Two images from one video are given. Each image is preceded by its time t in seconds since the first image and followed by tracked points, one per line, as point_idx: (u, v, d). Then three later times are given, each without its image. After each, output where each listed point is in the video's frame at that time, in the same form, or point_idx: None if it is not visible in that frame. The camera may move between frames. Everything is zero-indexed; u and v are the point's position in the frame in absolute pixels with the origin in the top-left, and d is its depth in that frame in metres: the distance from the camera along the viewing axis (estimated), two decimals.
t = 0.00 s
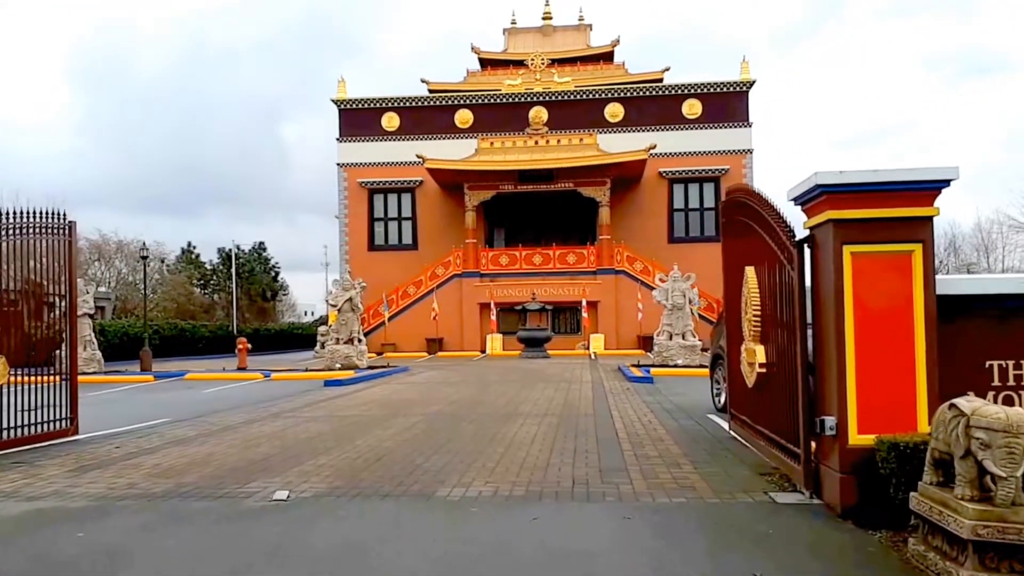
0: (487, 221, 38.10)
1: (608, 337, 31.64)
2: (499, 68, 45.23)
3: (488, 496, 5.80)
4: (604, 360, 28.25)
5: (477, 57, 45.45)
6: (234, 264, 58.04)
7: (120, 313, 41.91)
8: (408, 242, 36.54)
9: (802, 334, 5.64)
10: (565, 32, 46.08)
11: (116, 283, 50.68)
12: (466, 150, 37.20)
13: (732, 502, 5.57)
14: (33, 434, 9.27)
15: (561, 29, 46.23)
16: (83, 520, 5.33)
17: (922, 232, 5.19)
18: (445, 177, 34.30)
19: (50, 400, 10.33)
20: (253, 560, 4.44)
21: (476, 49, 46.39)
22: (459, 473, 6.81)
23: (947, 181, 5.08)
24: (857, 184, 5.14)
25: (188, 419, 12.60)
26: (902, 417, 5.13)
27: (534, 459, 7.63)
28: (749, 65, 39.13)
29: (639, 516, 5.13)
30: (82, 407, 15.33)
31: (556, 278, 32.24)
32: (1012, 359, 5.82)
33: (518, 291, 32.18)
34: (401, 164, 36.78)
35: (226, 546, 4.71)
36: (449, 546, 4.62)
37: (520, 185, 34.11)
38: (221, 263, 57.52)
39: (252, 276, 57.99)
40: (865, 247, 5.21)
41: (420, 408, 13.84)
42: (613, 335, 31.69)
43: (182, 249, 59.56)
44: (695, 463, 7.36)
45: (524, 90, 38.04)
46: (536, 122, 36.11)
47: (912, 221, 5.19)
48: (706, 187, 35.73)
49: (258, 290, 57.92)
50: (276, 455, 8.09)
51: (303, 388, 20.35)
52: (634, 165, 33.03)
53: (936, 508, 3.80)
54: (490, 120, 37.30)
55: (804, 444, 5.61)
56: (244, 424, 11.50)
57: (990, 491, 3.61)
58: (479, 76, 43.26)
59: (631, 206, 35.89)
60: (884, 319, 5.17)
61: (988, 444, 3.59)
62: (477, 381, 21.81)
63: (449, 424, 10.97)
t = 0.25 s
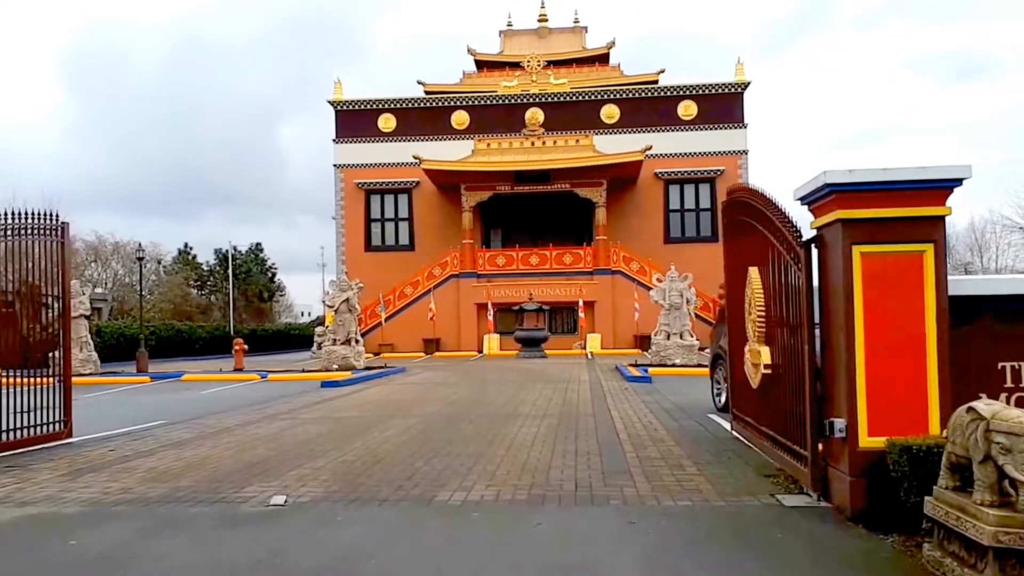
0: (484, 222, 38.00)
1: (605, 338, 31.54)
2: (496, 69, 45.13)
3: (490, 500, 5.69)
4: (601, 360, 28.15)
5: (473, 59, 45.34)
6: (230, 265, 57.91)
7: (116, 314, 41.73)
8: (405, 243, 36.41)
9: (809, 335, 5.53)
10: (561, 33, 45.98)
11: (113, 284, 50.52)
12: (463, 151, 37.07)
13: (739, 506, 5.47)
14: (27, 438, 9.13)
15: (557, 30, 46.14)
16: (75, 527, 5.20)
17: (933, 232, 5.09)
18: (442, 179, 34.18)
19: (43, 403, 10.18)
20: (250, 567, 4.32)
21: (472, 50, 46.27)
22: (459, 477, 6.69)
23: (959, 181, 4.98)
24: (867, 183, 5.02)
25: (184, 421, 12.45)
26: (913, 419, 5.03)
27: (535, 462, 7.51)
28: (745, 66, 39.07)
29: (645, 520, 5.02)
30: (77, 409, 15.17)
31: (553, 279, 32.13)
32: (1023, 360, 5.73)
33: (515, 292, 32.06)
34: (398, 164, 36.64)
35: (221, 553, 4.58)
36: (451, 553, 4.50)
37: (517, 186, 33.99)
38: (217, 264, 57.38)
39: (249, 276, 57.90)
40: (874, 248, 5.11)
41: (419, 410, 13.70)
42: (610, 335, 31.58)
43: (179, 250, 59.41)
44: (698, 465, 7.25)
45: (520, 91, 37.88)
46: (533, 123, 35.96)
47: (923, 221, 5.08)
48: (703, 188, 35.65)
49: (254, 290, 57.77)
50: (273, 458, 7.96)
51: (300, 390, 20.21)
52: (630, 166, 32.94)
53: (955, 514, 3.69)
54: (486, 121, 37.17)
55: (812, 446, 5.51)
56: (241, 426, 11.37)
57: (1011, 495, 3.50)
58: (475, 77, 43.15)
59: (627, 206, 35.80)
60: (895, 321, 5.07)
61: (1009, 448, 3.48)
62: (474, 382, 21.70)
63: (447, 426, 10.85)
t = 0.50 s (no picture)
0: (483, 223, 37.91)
1: (604, 338, 31.43)
2: (494, 71, 45.04)
3: (494, 505, 5.58)
4: (601, 361, 28.04)
5: (471, 61, 45.26)
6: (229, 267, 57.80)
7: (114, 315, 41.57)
8: (403, 244, 36.30)
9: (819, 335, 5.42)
10: (558, 36, 45.90)
11: (111, 285, 50.38)
12: (461, 152, 36.97)
13: (747, 510, 5.36)
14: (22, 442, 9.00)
15: (554, 33, 46.05)
16: (68, 535, 5.08)
17: (946, 232, 4.98)
18: (440, 180, 34.06)
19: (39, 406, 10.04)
20: None
21: (470, 53, 46.17)
22: (461, 481, 6.58)
23: (971, 179, 4.87)
24: (877, 182, 4.90)
25: (181, 424, 12.33)
26: (927, 422, 4.92)
27: (537, 465, 7.41)
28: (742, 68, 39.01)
29: (652, 526, 4.91)
30: (73, 412, 15.04)
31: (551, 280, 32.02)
32: None
33: (514, 293, 31.96)
34: (396, 166, 36.54)
35: (217, 561, 4.47)
36: (454, 559, 4.39)
37: (515, 187, 33.88)
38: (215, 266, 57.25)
39: (247, 278, 57.80)
40: (885, 247, 5.00)
41: (419, 412, 13.59)
42: (609, 336, 31.46)
43: (177, 252, 59.29)
44: (704, 468, 7.14)
45: (518, 93, 37.80)
46: (531, 125, 35.87)
47: (935, 220, 4.98)
48: (701, 189, 35.56)
49: (253, 292, 57.64)
50: (271, 462, 7.85)
51: (298, 392, 20.08)
52: (629, 167, 32.84)
53: (976, 520, 3.58)
54: (484, 123, 37.07)
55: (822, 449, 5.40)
56: (239, 429, 11.25)
57: None
58: (473, 79, 43.06)
59: (625, 208, 35.70)
60: (905, 323, 4.97)
61: None
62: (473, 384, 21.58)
63: (447, 429, 10.74)
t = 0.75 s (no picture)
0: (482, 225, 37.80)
1: (603, 340, 31.32)
2: (493, 74, 44.96)
3: (499, 510, 5.47)
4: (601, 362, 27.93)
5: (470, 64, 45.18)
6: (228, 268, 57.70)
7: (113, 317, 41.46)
8: (403, 246, 36.20)
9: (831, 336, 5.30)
10: (557, 39, 45.82)
11: (109, 287, 50.25)
12: (460, 154, 36.88)
13: (758, 515, 5.24)
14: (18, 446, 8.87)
15: (553, 36, 45.97)
16: (62, 542, 4.97)
17: (961, 230, 4.87)
18: (439, 182, 33.96)
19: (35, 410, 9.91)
20: None
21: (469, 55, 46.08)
22: (464, 485, 6.48)
23: (987, 177, 4.77)
24: (892, 179, 4.79)
25: (179, 427, 12.21)
26: (941, 425, 4.81)
27: (541, 469, 7.30)
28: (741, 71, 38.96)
29: (662, 532, 4.79)
30: (71, 414, 14.92)
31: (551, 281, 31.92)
32: None
33: (514, 294, 31.86)
34: (395, 168, 36.43)
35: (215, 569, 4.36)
36: (458, 567, 4.28)
37: (515, 189, 33.77)
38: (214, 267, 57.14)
39: (246, 279, 57.73)
40: (899, 246, 4.89)
41: (420, 415, 13.46)
42: (609, 337, 31.36)
43: (176, 254, 59.19)
44: (711, 471, 7.03)
45: (517, 95, 37.71)
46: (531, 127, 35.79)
47: (950, 219, 4.87)
48: (699, 191, 35.47)
49: (252, 293, 57.54)
50: (270, 466, 7.74)
51: (297, 394, 19.96)
52: (628, 169, 32.76)
53: (999, 527, 3.47)
54: (484, 125, 36.98)
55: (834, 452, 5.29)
56: (237, 432, 11.13)
57: None
58: (472, 82, 42.98)
59: (625, 209, 35.60)
60: (920, 324, 4.86)
61: None
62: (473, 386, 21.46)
63: (448, 431, 10.62)
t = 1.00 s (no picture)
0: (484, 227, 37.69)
1: (604, 342, 31.22)
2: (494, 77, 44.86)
3: (505, 517, 5.36)
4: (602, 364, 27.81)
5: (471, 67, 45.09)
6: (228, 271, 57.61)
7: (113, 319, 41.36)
8: (404, 248, 36.11)
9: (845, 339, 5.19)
10: (558, 42, 45.71)
11: (110, 289, 50.15)
12: (461, 157, 36.79)
13: (771, 522, 5.12)
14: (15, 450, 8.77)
15: (554, 39, 45.85)
16: (57, 551, 4.86)
17: (978, 232, 4.77)
18: (441, 184, 33.85)
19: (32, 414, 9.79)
20: None
21: (470, 58, 45.98)
22: (469, 490, 6.37)
23: (1004, 178, 4.66)
24: (908, 179, 4.69)
25: (178, 431, 12.09)
26: (958, 430, 4.70)
27: (547, 474, 7.19)
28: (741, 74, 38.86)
29: (674, 540, 4.68)
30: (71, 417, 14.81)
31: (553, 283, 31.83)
32: None
33: (516, 297, 31.76)
34: (396, 170, 36.33)
35: None
36: None
37: (516, 192, 33.66)
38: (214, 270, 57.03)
39: (247, 282, 57.66)
40: (915, 247, 4.78)
41: (422, 418, 13.35)
42: (610, 339, 31.26)
43: (176, 256, 59.10)
44: (719, 476, 6.92)
45: (518, 98, 37.62)
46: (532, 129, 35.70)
47: (966, 220, 4.77)
48: (700, 194, 35.36)
49: (253, 295, 57.43)
50: (270, 471, 7.62)
51: (298, 397, 19.84)
52: (629, 172, 32.65)
53: None
54: (484, 128, 36.88)
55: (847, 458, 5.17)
56: (237, 436, 11.02)
57: None
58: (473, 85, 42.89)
59: (626, 211, 35.48)
60: (936, 327, 4.75)
61: None
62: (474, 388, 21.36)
63: (450, 434, 10.50)
